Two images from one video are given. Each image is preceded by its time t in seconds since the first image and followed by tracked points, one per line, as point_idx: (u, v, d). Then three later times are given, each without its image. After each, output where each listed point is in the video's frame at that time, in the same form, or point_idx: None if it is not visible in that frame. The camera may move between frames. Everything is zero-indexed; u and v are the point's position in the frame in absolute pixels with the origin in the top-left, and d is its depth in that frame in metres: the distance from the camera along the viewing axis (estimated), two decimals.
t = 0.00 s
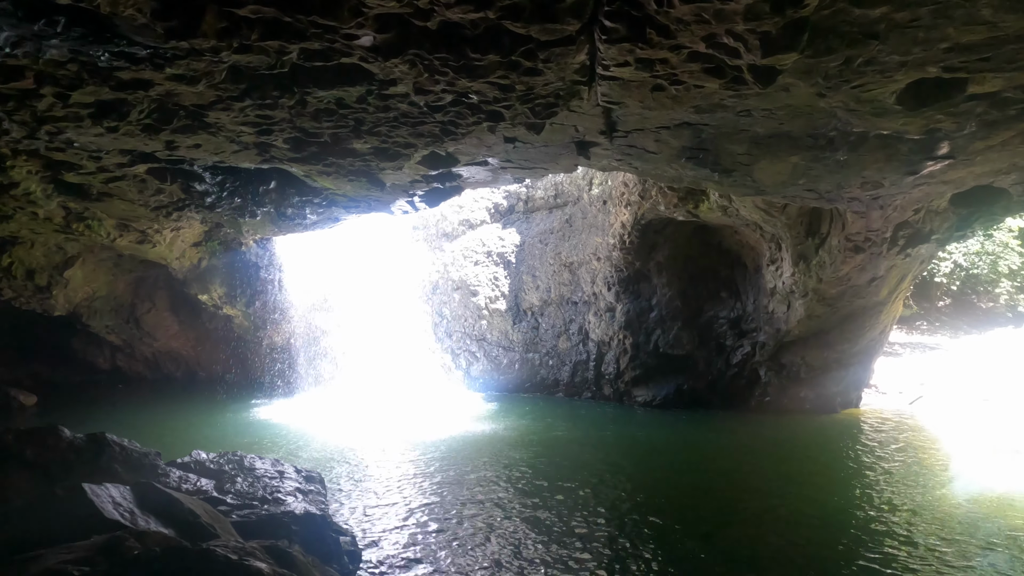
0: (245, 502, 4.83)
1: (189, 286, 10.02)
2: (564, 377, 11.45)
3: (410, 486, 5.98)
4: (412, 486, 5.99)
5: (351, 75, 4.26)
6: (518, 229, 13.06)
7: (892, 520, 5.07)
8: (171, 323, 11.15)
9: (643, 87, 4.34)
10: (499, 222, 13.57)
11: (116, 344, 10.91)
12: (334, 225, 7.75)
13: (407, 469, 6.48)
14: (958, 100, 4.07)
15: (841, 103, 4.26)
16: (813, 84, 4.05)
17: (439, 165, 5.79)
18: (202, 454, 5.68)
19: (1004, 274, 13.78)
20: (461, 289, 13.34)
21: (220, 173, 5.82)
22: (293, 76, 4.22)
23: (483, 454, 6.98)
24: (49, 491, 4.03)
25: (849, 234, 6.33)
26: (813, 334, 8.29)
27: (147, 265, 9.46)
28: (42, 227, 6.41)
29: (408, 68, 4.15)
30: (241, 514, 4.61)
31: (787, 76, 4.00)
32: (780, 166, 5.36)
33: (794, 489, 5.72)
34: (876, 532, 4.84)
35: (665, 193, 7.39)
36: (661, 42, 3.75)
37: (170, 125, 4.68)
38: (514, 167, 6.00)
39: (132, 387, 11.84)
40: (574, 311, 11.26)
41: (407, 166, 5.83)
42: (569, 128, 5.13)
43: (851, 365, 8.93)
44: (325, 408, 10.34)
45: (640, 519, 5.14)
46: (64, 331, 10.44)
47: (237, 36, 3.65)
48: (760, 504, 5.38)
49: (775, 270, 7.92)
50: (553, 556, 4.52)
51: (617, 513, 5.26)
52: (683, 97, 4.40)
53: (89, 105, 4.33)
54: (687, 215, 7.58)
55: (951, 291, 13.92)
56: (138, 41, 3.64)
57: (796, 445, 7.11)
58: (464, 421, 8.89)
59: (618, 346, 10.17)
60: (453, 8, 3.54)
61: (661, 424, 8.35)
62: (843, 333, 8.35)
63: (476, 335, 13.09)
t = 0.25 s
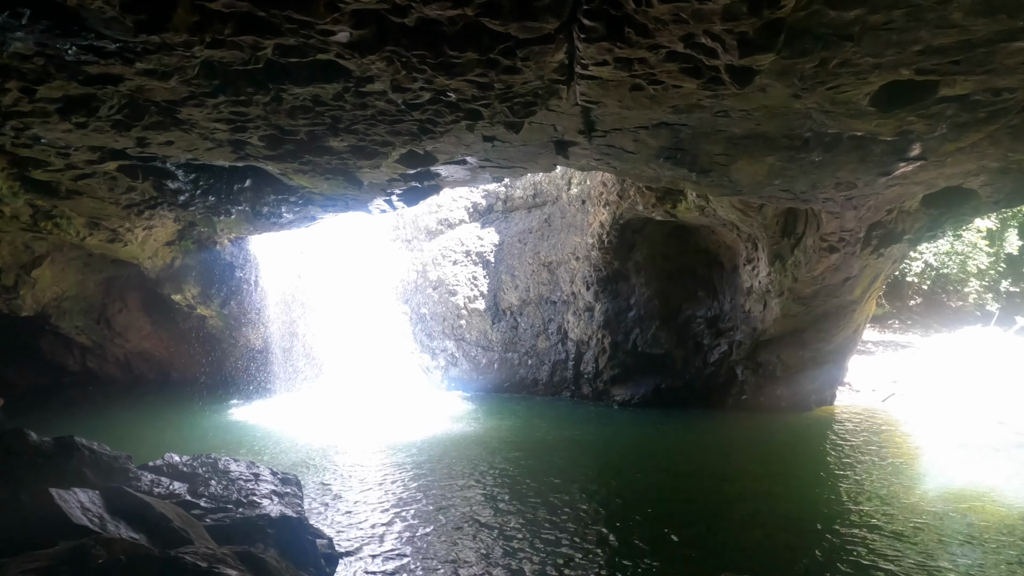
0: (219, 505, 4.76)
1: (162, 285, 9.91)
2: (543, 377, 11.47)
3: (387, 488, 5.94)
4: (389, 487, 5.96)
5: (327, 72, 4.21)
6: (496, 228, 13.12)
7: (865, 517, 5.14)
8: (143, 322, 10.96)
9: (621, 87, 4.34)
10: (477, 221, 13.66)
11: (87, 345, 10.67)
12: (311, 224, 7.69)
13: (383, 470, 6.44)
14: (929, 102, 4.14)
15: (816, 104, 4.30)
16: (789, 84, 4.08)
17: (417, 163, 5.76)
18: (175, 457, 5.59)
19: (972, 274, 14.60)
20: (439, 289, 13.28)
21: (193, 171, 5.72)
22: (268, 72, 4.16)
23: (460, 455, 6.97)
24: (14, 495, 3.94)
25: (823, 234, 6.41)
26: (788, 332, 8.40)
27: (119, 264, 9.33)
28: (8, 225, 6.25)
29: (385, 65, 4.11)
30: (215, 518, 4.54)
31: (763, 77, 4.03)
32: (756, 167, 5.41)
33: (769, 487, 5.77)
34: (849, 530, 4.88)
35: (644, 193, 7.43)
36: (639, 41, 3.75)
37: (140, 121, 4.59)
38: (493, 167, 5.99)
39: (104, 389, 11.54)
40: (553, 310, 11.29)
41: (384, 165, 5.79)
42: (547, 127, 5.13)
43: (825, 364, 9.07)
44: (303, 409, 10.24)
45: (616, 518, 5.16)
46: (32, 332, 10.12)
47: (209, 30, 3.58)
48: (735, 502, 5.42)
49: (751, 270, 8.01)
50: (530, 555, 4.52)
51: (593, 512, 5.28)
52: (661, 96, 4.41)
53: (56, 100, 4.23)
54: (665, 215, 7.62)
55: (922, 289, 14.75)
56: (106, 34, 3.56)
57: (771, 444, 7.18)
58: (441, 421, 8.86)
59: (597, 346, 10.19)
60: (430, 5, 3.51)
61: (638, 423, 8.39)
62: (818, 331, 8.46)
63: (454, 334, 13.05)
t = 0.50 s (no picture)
0: (190, 509, 4.69)
1: (131, 285, 9.92)
2: (520, 376, 11.49)
3: (362, 489, 5.91)
4: (364, 488, 5.92)
5: (301, 68, 4.15)
6: (473, 227, 13.06)
7: (837, 513, 5.22)
8: (112, 323, 10.74)
9: (598, 86, 4.35)
10: (454, 220, 13.56)
11: (53, 346, 10.43)
12: (285, 223, 7.59)
13: (358, 472, 6.39)
14: (899, 105, 4.22)
15: (790, 105, 4.35)
16: (764, 86, 4.12)
17: (393, 161, 5.71)
18: (145, 460, 5.49)
19: (940, 273, 14.91)
20: (416, 288, 13.19)
21: (163, 168, 5.62)
22: (240, 68, 4.08)
23: (435, 455, 6.95)
24: None
25: (797, 234, 6.49)
26: (762, 330, 8.51)
27: (86, 264, 9.15)
28: None
29: (360, 61, 4.06)
30: (186, 522, 4.47)
31: (738, 77, 4.05)
32: (731, 167, 5.46)
33: (742, 484, 5.84)
34: (820, 526, 4.95)
35: (620, 193, 7.46)
36: (616, 40, 3.75)
37: (108, 117, 4.49)
38: (469, 166, 5.96)
39: (71, 392, 11.18)
40: (530, 310, 11.30)
41: (359, 163, 5.73)
42: (524, 126, 5.12)
43: (798, 361, 9.20)
44: (277, 410, 10.13)
45: (590, 516, 5.19)
46: None
47: (179, 24, 3.51)
48: (709, 500, 5.46)
49: (725, 269, 8.10)
50: (504, 555, 4.53)
51: (567, 511, 5.30)
52: (637, 96, 4.42)
53: (20, 95, 4.12)
54: (641, 215, 7.67)
55: (891, 288, 15.07)
56: (72, 27, 3.47)
57: (745, 441, 7.27)
58: (417, 421, 8.83)
59: (573, 345, 10.22)
60: (405, 1, 3.47)
61: (614, 422, 8.45)
62: (791, 329, 8.58)
63: (430, 334, 13.01)
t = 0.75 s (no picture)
0: (157, 514, 4.60)
1: (95, 286, 9.73)
2: (493, 376, 11.49)
3: (333, 491, 5.85)
4: (335, 490, 5.87)
5: (271, 65, 4.08)
6: (447, 227, 13.01)
7: (805, 508, 5.31)
8: (74, 325, 10.57)
9: (571, 87, 4.35)
10: (427, 220, 13.49)
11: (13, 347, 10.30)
12: (254, 223, 7.48)
13: (328, 474, 6.32)
14: (865, 107, 4.30)
15: (760, 107, 4.40)
16: (734, 88, 4.16)
17: (364, 160, 5.65)
18: (109, 464, 5.37)
19: (903, 273, 15.26)
20: (389, 288, 13.12)
21: (128, 165, 5.50)
22: (208, 64, 4.01)
23: (406, 455, 6.92)
24: None
25: (766, 234, 6.59)
26: (733, 330, 8.62)
27: (47, 264, 8.97)
28: None
29: (331, 59, 4.01)
30: (152, 527, 4.39)
31: (709, 79, 4.09)
32: (702, 168, 5.51)
33: (712, 481, 5.93)
34: (788, 522, 5.03)
35: (593, 193, 7.50)
36: (588, 41, 3.76)
37: (70, 113, 4.38)
38: (442, 165, 5.93)
39: (31, 394, 10.95)
40: (504, 309, 11.31)
41: (331, 161, 5.67)
42: (497, 126, 5.11)
43: (767, 360, 9.35)
44: (247, 412, 9.98)
45: (561, 514, 5.22)
46: None
47: (143, 18, 3.43)
48: (681, 498, 5.50)
49: (697, 268, 8.20)
50: (472, 555, 4.54)
51: (538, 509, 5.32)
52: (610, 97, 4.44)
53: None
54: (614, 215, 7.71)
55: (858, 288, 15.42)
56: (31, 19, 3.37)
57: (715, 439, 7.38)
58: (388, 422, 8.79)
59: (547, 344, 10.25)
60: None
61: (588, 421, 8.49)
62: (761, 328, 8.71)
63: (404, 334, 12.96)
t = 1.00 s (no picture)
0: (116, 521, 4.49)
1: (51, 288, 9.63)
2: (463, 377, 11.46)
3: (299, 494, 5.78)
4: (301, 493, 5.80)
5: (235, 61, 4.01)
6: (416, 226, 12.93)
7: (771, 504, 5.41)
8: (29, 325, 10.21)
9: (540, 87, 4.36)
10: (396, 220, 13.38)
11: None
12: (218, 222, 7.34)
13: (293, 477, 6.24)
14: (827, 111, 4.39)
15: (726, 110, 4.46)
16: (701, 90, 4.21)
17: (332, 159, 5.59)
18: (66, 470, 5.22)
19: (864, 272, 15.65)
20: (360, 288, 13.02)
21: (86, 162, 5.35)
22: (170, 59, 3.92)
23: (373, 457, 6.88)
24: None
25: (732, 235, 6.69)
26: (701, 329, 8.74)
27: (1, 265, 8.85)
28: None
29: (297, 56, 3.95)
30: (111, 534, 4.28)
31: (677, 82, 4.13)
32: (670, 169, 5.57)
33: (678, 479, 6.00)
34: (754, 518, 5.11)
35: (563, 193, 7.53)
36: (557, 42, 3.77)
37: (24, 108, 4.24)
38: (411, 164, 5.90)
39: None
40: (473, 309, 11.29)
41: (297, 160, 5.60)
42: (467, 125, 5.10)
43: (733, 359, 9.51)
44: (212, 414, 9.79)
45: (528, 514, 5.23)
46: None
47: (101, 11, 3.34)
48: (648, 497, 5.55)
49: (665, 269, 8.31)
50: (435, 555, 4.54)
51: (503, 509, 5.34)
52: (579, 98, 4.46)
53: None
54: (583, 215, 7.76)
55: (820, 287, 15.82)
56: None
57: (682, 437, 7.47)
58: (355, 423, 8.71)
59: (517, 344, 10.27)
60: None
61: (557, 420, 8.53)
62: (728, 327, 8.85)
63: (374, 334, 12.86)
